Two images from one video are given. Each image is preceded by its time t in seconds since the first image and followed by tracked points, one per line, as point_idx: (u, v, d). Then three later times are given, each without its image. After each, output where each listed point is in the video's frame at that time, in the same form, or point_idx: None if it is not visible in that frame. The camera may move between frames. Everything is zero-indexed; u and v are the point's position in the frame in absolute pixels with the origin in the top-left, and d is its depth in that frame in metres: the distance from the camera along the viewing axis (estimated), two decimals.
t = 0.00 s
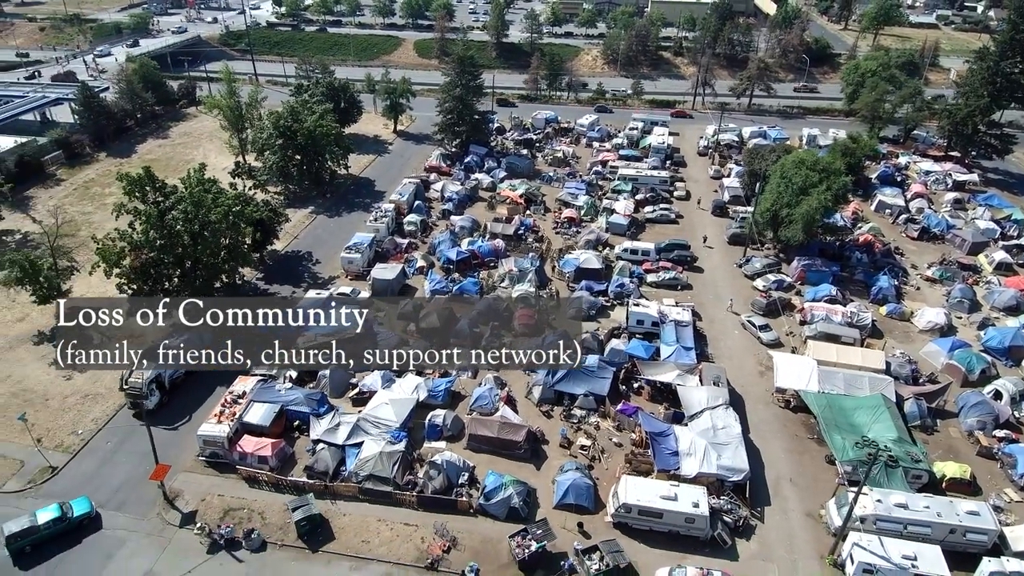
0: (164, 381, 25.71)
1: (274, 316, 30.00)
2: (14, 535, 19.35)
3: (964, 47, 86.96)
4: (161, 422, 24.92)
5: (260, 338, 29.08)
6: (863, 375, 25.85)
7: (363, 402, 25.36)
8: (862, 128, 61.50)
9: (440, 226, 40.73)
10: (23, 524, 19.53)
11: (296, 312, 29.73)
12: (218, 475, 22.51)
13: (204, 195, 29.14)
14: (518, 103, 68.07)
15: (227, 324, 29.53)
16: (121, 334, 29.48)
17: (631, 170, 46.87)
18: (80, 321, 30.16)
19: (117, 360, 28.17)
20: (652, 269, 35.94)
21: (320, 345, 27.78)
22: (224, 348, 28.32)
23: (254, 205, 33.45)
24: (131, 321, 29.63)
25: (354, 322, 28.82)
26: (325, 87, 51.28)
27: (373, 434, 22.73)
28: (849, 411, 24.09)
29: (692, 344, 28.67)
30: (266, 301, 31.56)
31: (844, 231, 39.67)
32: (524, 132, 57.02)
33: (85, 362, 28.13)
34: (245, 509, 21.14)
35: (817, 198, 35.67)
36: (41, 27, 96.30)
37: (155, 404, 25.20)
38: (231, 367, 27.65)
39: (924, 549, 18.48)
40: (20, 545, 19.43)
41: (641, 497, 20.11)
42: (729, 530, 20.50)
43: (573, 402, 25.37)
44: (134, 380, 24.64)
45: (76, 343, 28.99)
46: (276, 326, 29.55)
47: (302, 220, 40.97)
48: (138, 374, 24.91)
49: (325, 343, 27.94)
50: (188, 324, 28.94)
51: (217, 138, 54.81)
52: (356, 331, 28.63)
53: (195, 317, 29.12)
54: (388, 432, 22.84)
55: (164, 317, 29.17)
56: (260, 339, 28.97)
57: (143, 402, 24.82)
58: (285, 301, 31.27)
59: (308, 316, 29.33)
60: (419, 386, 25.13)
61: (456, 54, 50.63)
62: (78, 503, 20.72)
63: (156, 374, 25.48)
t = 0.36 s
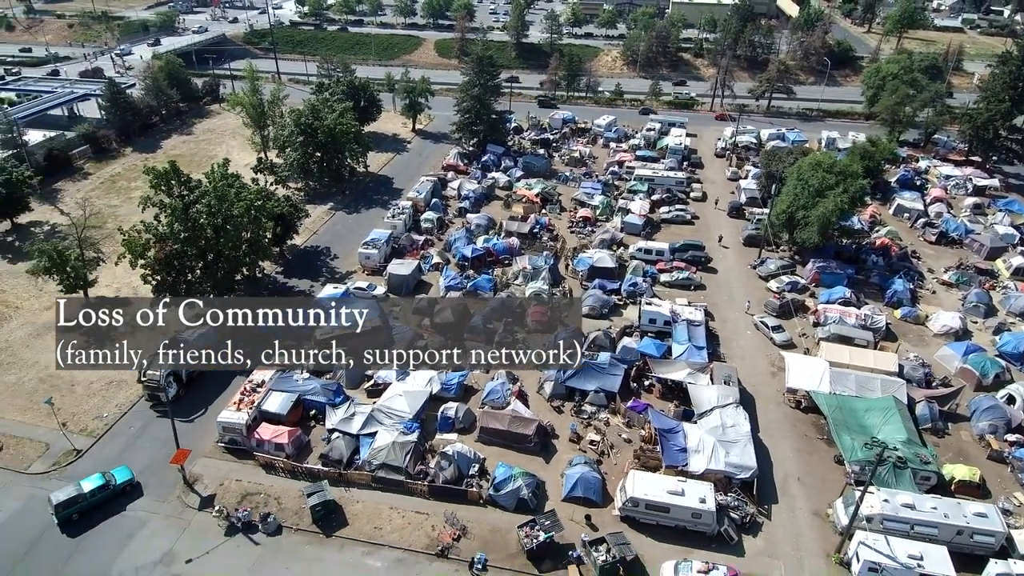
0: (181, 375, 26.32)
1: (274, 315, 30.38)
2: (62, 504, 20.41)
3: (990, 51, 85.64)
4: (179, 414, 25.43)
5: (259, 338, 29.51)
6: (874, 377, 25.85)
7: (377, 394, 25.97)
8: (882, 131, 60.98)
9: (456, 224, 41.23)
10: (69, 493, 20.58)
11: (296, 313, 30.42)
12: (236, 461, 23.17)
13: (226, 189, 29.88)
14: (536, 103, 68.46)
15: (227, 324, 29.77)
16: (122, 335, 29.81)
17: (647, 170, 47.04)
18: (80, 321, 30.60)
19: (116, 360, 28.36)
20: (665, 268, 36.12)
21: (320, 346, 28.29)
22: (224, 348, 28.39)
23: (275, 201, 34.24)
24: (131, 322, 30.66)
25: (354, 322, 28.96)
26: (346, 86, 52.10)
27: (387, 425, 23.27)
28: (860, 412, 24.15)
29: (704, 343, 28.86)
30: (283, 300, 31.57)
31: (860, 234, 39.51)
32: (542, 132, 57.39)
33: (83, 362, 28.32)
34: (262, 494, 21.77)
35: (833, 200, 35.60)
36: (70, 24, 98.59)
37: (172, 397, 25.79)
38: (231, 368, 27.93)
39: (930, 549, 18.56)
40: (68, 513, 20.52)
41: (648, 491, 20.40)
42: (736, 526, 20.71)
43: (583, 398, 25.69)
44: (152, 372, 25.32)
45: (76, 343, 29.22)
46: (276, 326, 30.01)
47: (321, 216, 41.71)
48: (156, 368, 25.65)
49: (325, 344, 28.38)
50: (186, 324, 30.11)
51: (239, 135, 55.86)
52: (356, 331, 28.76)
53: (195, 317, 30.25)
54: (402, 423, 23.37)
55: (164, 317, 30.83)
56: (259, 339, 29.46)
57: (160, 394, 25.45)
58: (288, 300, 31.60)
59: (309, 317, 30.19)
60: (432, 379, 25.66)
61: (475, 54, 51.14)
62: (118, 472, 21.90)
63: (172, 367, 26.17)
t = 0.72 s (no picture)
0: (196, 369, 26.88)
1: (274, 315, 30.94)
2: (108, 474, 21.66)
3: (1015, 55, 84.39)
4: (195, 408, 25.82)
5: (258, 338, 29.80)
6: (885, 379, 25.88)
7: (391, 387, 26.53)
8: (901, 135, 60.49)
9: (471, 222, 41.70)
10: (115, 465, 21.85)
11: (296, 313, 31.09)
12: (253, 448, 23.80)
13: (247, 184, 30.62)
14: (553, 104, 68.79)
15: (227, 324, 30.13)
16: (122, 335, 29.98)
17: (662, 171, 47.20)
18: (80, 320, 31.12)
19: (116, 360, 28.41)
20: (678, 268, 36.30)
21: (320, 346, 28.86)
22: (224, 347, 28.42)
23: (294, 197, 34.92)
24: (131, 321, 30.96)
25: (354, 322, 29.70)
26: (365, 85, 52.84)
27: (400, 416, 23.78)
28: (869, 413, 24.23)
29: (715, 343, 29.05)
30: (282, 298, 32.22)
31: (875, 238, 39.37)
32: (558, 132, 57.72)
33: (84, 361, 28.48)
34: (278, 481, 22.38)
35: (848, 202, 35.55)
36: (96, 22, 100.56)
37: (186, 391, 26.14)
38: (230, 368, 28.02)
39: (935, 549, 18.67)
40: (113, 483, 21.79)
41: (655, 486, 20.68)
42: (742, 523, 20.92)
43: (593, 394, 26.00)
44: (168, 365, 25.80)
45: (76, 343, 29.46)
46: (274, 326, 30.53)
47: (338, 212, 42.40)
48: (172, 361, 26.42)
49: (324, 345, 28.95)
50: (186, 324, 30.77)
51: (260, 132, 56.84)
52: (355, 330, 29.49)
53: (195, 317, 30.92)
54: (414, 414, 23.85)
55: (164, 316, 31.49)
56: (260, 342, 29.53)
57: (174, 388, 25.86)
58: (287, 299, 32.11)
59: (308, 316, 30.96)
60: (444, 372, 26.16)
61: (493, 54, 51.59)
62: (157, 444, 23.14)
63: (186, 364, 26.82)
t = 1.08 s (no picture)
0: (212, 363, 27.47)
1: (274, 315, 31.08)
2: (148, 448, 22.83)
3: None
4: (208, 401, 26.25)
5: (259, 338, 29.65)
6: (894, 380, 25.91)
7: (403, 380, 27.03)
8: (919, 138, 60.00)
9: (485, 220, 42.15)
10: (156, 437, 23.05)
11: (296, 313, 31.44)
12: (268, 437, 24.42)
13: (266, 180, 31.48)
14: (568, 104, 69.09)
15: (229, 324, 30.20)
16: (123, 335, 30.11)
17: (676, 171, 47.36)
18: (79, 320, 31.41)
19: (116, 360, 28.53)
20: (690, 268, 36.45)
21: (320, 346, 28.64)
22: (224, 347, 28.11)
23: (310, 194, 35.61)
24: (131, 321, 31.11)
25: (353, 322, 30.17)
26: (383, 84, 53.52)
27: (411, 409, 24.24)
28: (877, 414, 24.33)
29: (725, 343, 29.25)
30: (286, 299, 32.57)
31: (890, 240, 39.18)
32: (573, 131, 58.02)
33: (83, 361, 28.58)
34: (292, 469, 22.95)
35: (862, 204, 35.50)
36: (121, 20, 102.45)
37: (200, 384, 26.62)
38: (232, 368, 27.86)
39: (939, 549, 18.76)
40: (155, 456, 23.01)
41: (661, 481, 20.97)
42: (747, 519, 21.13)
43: (602, 391, 26.30)
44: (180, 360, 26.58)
45: (76, 343, 29.58)
46: (274, 325, 30.57)
47: (355, 209, 43.05)
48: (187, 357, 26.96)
49: (326, 344, 28.87)
50: (186, 324, 31.00)
51: (279, 130, 57.76)
52: (355, 331, 29.92)
53: (196, 316, 31.41)
54: (425, 407, 24.26)
55: (163, 316, 31.56)
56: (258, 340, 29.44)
57: (189, 381, 26.42)
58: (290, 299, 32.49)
59: (309, 317, 31.35)
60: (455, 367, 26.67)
61: (509, 54, 52.01)
62: (191, 418, 24.40)
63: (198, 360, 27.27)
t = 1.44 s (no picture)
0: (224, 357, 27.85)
1: (274, 315, 31.35)
2: (186, 422, 24.01)
3: None
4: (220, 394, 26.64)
5: (261, 338, 29.94)
6: (903, 382, 25.96)
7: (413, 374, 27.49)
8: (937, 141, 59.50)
9: (498, 218, 42.52)
10: (190, 413, 24.24)
11: (296, 313, 31.56)
12: (282, 426, 24.96)
13: (283, 176, 31.92)
14: (584, 104, 69.30)
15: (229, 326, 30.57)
16: (123, 335, 30.25)
17: (690, 172, 47.44)
18: (80, 320, 31.58)
19: (116, 360, 28.64)
20: (701, 269, 36.60)
21: (321, 346, 28.42)
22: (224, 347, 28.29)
23: (325, 188, 36.09)
24: (131, 321, 31.24)
25: (353, 322, 30.42)
26: (399, 84, 54.12)
27: (421, 401, 24.68)
28: (886, 414, 24.37)
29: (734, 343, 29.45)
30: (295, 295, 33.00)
31: (903, 244, 39.03)
32: (587, 131, 58.22)
33: (83, 360, 28.65)
34: (305, 457, 23.48)
35: (875, 206, 35.42)
36: (144, 18, 104.11)
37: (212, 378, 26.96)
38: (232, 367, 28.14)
39: (943, 549, 18.83)
40: (191, 431, 24.10)
41: (666, 476, 21.22)
42: (751, 516, 21.29)
43: (610, 387, 26.58)
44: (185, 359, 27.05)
45: (76, 343, 29.66)
46: (275, 325, 30.76)
47: (369, 206, 43.64)
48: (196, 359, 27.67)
49: (326, 344, 28.66)
50: (187, 324, 31.22)
51: (297, 127, 58.55)
52: (354, 330, 30.00)
53: (196, 316, 31.73)
54: (434, 400, 24.68)
55: (164, 316, 31.75)
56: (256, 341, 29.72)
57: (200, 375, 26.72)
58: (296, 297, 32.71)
59: (310, 316, 31.46)
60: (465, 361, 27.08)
61: (525, 54, 52.36)
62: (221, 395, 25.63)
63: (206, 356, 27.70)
